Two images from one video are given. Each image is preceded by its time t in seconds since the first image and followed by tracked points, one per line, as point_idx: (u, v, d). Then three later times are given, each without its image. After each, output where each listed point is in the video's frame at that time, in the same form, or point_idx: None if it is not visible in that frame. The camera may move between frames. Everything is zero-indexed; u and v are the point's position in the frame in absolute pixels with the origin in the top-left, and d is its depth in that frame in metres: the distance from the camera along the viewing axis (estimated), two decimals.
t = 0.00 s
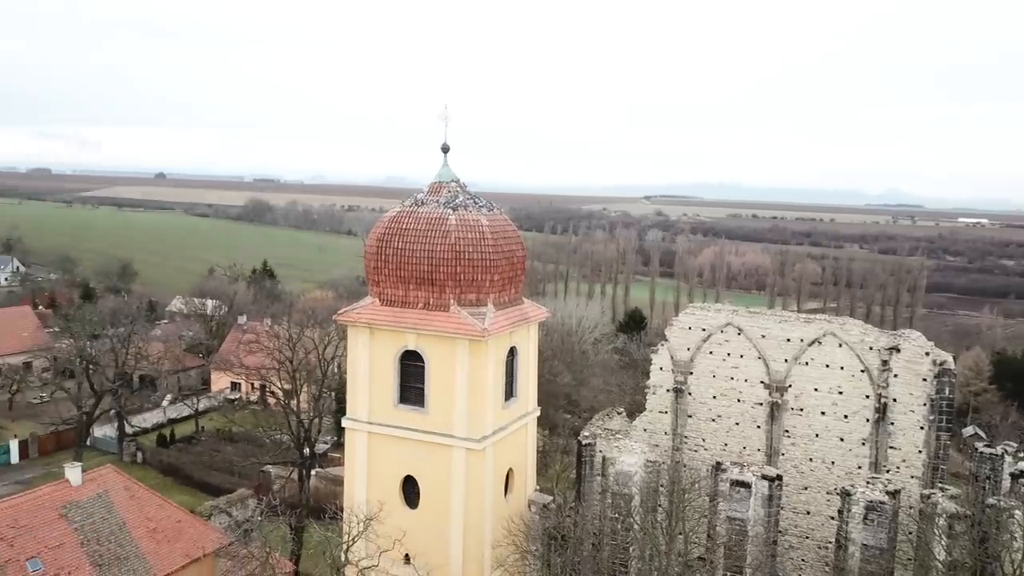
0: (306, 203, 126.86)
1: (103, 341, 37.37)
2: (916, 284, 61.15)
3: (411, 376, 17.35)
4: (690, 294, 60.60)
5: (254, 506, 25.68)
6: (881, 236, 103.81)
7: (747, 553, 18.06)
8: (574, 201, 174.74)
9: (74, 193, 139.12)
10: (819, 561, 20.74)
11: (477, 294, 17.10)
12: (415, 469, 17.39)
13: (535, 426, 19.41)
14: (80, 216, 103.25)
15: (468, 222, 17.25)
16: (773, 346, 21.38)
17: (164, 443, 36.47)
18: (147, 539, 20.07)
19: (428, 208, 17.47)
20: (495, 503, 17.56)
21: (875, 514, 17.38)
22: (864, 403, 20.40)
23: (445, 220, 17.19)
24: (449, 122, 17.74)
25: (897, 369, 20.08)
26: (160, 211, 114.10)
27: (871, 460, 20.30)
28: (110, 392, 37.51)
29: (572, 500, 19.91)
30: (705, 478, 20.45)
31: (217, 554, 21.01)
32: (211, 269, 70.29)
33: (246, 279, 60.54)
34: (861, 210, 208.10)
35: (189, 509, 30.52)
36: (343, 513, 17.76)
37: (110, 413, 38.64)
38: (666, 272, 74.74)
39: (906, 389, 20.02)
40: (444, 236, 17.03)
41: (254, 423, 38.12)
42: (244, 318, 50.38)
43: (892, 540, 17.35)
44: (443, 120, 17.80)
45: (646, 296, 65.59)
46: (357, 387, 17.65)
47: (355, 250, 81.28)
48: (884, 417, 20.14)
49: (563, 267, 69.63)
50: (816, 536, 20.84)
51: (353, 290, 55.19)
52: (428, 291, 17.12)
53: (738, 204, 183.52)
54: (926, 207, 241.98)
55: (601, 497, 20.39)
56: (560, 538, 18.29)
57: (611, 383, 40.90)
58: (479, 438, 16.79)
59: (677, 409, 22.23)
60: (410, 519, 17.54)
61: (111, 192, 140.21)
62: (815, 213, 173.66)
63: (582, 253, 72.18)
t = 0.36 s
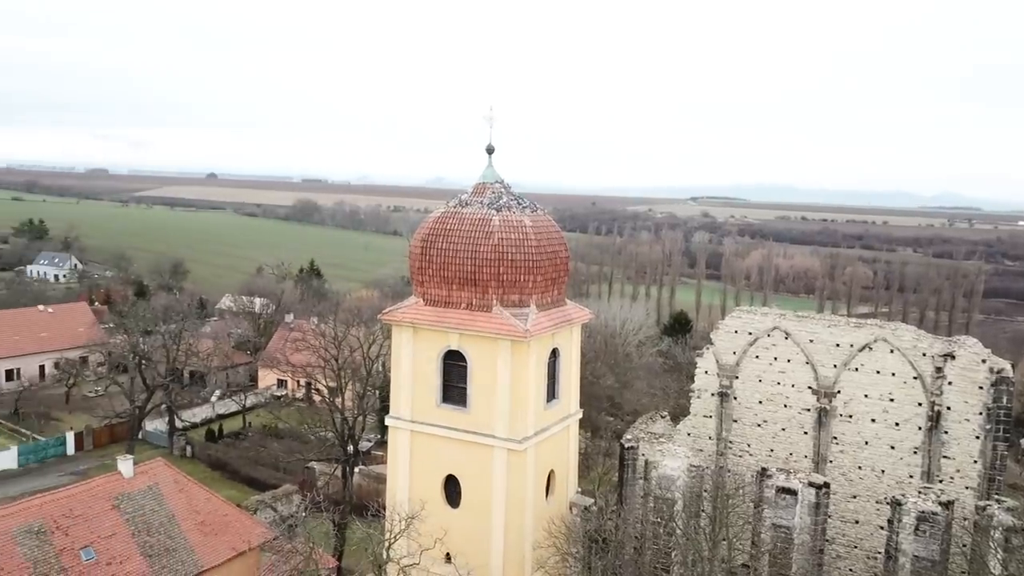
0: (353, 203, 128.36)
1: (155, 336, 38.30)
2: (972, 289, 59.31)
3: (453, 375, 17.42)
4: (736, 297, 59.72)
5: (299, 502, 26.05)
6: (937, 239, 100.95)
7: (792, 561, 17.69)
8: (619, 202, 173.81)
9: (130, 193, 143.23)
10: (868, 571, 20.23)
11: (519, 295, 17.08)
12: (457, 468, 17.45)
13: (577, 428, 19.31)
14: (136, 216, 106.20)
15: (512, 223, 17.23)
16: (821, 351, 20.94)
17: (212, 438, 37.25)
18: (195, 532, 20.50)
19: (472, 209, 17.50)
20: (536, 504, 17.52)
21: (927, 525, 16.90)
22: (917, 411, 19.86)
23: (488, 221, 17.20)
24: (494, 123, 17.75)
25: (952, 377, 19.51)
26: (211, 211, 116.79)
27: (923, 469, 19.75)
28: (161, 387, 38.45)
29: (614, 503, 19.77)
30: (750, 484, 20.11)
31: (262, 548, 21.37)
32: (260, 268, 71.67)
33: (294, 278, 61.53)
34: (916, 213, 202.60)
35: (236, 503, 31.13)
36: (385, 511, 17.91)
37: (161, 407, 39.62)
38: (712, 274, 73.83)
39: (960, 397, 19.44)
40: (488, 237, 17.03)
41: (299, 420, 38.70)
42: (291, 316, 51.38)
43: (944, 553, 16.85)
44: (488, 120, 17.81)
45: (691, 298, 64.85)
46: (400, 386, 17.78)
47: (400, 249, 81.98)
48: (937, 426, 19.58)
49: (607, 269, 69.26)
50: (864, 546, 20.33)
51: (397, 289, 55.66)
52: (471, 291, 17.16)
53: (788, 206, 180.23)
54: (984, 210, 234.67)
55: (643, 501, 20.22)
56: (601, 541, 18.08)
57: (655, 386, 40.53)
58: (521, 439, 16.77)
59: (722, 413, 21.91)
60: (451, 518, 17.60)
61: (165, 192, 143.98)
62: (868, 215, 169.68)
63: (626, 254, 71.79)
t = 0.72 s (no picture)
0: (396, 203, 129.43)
1: (202, 334, 39.17)
2: None
3: (492, 376, 17.43)
4: (780, 300, 58.85)
5: (339, 499, 26.36)
6: (991, 242, 98.16)
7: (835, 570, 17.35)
8: (662, 204, 172.35)
9: (179, 193, 146.58)
10: None
11: (559, 296, 17.03)
12: (495, 469, 17.47)
13: (617, 431, 19.19)
14: (184, 215, 108.62)
15: (552, 224, 17.19)
16: (868, 357, 20.50)
17: (255, 434, 37.88)
18: (238, 526, 20.87)
19: (512, 210, 17.50)
20: (574, 506, 17.45)
21: (977, 537, 16.43)
22: (967, 419, 19.32)
23: (529, 222, 17.18)
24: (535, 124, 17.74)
25: (1005, 385, 18.94)
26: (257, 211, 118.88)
27: (973, 479, 19.21)
28: (207, 383, 39.24)
29: (653, 507, 19.60)
30: (792, 491, 19.76)
31: (302, 544, 21.69)
32: (304, 267, 72.75)
33: (337, 277, 62.32)
34: (969, 216, 197.23)
35: (278, 499, 31.62)
36: (424, 510, 18.03)
37: (207, 403, 40.46)
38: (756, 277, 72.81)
39: (1014, 406, 18.86)
40: (528, 238, 17.01)
41: (340, 418, 39.15)
42: (334, 315, 52.08)
43: (995, 565, 16.35)
44: (530, 121, 17.80)
45: (734, 301, 64.08)
46: (440, 385, 17.88)
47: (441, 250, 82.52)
48: (989, 435, 19.02)
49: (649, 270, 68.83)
50: (912, 556, 19.81)
51: (438, 290, 55.99)
52: (511, 291, 17.16)
53: (835, 208, 176.90)
54: None
55: (682, 505, 20.02)
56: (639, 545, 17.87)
57: (696, 390, 40.15)
58: (560, 440, 16.71)
59: (765, 418, 21.58)
60: (490, 518, 17.64)
61: (212, 192, 147.02)
62: (919, 217, 165.63)
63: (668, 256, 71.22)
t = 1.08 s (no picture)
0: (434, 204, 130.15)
1: (243, 332, 39.82)
2: None
3: (528, 376, 17.41)
4: (822, 303, 57.87)
5: (376, 496, 26.57)
6: None
7: None
8: (702, 205, 170.62)
9: (222, 193, 149.22)
10: None
11: (596, 296, 16.95)
12: (530, 469, 17.45)
13: (653, 434, 19.02)
14: (227, 215, 110.56)
15: (589, 224, 17.10)
16: (912, 361, 20.06)
17: (294, 431, 38.36)
18: (276, 521, 21.15)
19: (550, 210, 17.46)
20: (610, 508, 17.32)
21: None
22: (1017, 427, 18.77)
23: (566, 222, 17.12)
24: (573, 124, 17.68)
25: None
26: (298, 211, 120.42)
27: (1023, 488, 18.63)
28: (247, 380, 39.87)
29: (689, 510, 19.38)
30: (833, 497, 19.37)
31: (339, 540, 21.91)
32: (343, 267, 73.53)
33: (375, 277, 62.86)
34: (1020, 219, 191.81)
35: (315, 495, 31.96)
36: (460, 509, 18.09)
37: (248, 400, 41.13)
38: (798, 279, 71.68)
39: None
40: (564, 238, 16.95)
41: (378, 416, 39.47)
42: (372, 315, 52.56)
43: None
44: (568, 120, 17.73)
45: (775, 304, 63.19)
46: (476, 385, 17.92)
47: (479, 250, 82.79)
48: None
49: (687, 272, 68.24)
50: (958, 567, 19.26)
51: (475, 290, 56.15)
52: (547, 292, 17.12)
53: (879, 209, 173.43)
54: None
55: (719, 509, 19.78)
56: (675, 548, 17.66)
57: (735, 393, 39.67)
58: (596, 441, 16.62)
59: (805, 422, 21.21)
60: (525, 518, 17.60)
61: (254, 193, 149.37)
62: (968, 219, 161.51)
63: (707, 257, 70.52)
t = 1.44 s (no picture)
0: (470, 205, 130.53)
1: (280, 330, 40.33)
2: None
3: (562, 376, 17.35)
4: (863, 307, 56.80)
5: (409, 493, 26.69)
6: None
7: None
8: (740, 207, 168.71)
9: (262, 194, 151.28)
10: None
11: (631, 298, 16.84)
12: (563, 470, 17.39)
13: (688, 437, 18.83)
14: (267, 215, 112.11)
15: (625, 224, 16.99)
16: (956, 366, 19.58)
17: (329, 429, 38.75)
18: (311, 517, 21.38)
19: (585, 210, 17.38)
20: (644, 510, 17.18)
21: None
22: None
23: (601, 222, 17.04)
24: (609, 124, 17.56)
25: None
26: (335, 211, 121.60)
27: None
28: (284, 378, 40.35)
29: (725, 515, 19.16)
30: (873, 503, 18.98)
31: (373, 537, 22.09)
32: (379, 267, 74.07)
33: (410, 278, 63.21)
34: None
35: (350, 493, 32.22)
36: (493, 509, 18.11)
37: (284, 397, 41.66)
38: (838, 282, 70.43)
39: None
40: (599, 239, 16.87)
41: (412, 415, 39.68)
42: (407, 314, 52.89)
43: None
44: (604, 120, 17.62)
45: (814, 307, 62.19)
46: (510, 385, 17.92)
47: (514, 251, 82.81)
48: None
49: (724, 274, 67.47)
50: None
51: (509, 290, 56.14)
52: (582, 292, 17.05)
53: (923, 211, 169.92)
54: None
55: (756, 514, 19.53)
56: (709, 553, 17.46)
57: (772, 397, 39.16)
58: (629, 443, 16.51)
59: (844, 427, 20.82)
60: (558, 519, 17.55)
61: (293, 193, 151.18)
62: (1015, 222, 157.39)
63: (744, 259, 69.69)
